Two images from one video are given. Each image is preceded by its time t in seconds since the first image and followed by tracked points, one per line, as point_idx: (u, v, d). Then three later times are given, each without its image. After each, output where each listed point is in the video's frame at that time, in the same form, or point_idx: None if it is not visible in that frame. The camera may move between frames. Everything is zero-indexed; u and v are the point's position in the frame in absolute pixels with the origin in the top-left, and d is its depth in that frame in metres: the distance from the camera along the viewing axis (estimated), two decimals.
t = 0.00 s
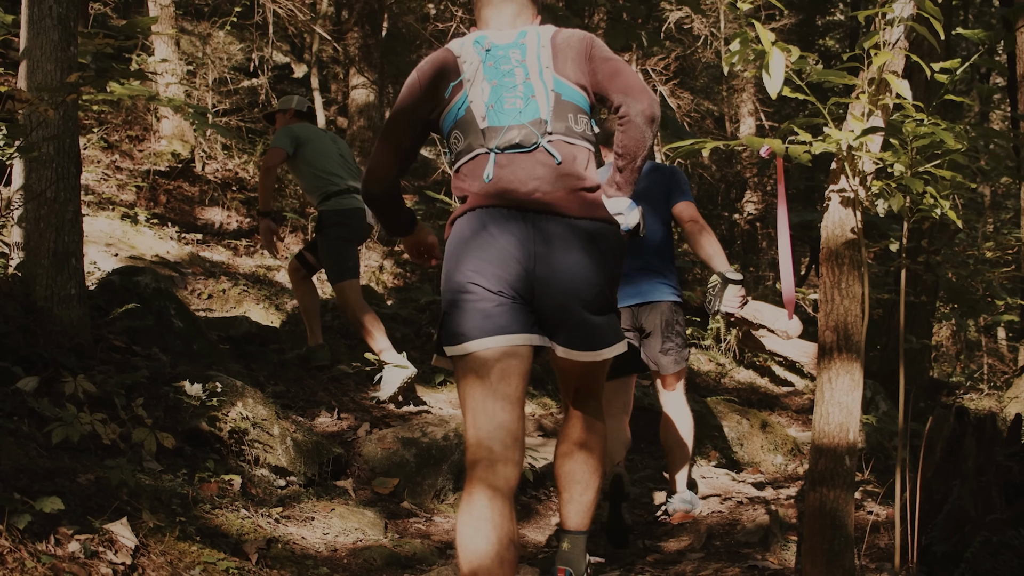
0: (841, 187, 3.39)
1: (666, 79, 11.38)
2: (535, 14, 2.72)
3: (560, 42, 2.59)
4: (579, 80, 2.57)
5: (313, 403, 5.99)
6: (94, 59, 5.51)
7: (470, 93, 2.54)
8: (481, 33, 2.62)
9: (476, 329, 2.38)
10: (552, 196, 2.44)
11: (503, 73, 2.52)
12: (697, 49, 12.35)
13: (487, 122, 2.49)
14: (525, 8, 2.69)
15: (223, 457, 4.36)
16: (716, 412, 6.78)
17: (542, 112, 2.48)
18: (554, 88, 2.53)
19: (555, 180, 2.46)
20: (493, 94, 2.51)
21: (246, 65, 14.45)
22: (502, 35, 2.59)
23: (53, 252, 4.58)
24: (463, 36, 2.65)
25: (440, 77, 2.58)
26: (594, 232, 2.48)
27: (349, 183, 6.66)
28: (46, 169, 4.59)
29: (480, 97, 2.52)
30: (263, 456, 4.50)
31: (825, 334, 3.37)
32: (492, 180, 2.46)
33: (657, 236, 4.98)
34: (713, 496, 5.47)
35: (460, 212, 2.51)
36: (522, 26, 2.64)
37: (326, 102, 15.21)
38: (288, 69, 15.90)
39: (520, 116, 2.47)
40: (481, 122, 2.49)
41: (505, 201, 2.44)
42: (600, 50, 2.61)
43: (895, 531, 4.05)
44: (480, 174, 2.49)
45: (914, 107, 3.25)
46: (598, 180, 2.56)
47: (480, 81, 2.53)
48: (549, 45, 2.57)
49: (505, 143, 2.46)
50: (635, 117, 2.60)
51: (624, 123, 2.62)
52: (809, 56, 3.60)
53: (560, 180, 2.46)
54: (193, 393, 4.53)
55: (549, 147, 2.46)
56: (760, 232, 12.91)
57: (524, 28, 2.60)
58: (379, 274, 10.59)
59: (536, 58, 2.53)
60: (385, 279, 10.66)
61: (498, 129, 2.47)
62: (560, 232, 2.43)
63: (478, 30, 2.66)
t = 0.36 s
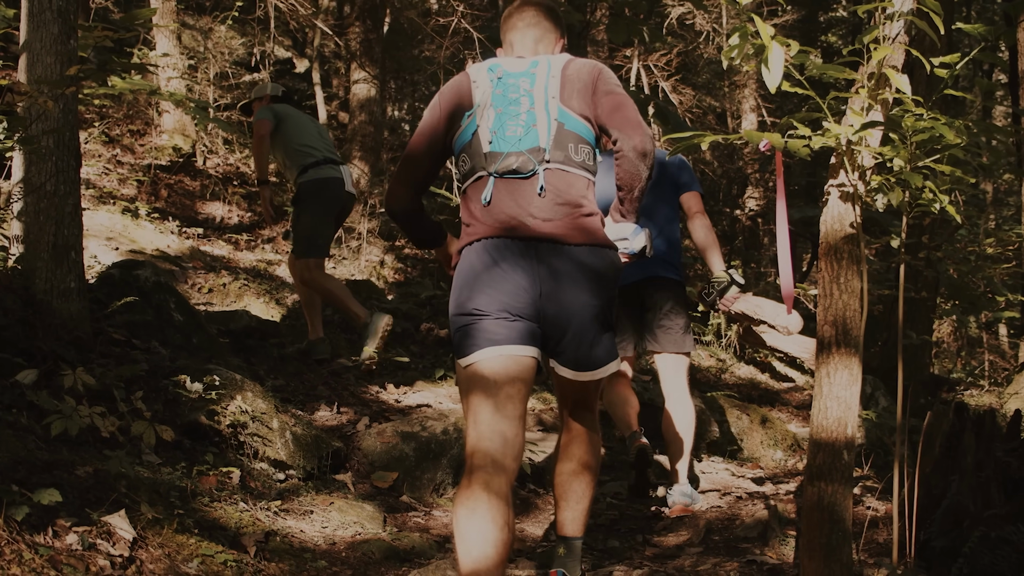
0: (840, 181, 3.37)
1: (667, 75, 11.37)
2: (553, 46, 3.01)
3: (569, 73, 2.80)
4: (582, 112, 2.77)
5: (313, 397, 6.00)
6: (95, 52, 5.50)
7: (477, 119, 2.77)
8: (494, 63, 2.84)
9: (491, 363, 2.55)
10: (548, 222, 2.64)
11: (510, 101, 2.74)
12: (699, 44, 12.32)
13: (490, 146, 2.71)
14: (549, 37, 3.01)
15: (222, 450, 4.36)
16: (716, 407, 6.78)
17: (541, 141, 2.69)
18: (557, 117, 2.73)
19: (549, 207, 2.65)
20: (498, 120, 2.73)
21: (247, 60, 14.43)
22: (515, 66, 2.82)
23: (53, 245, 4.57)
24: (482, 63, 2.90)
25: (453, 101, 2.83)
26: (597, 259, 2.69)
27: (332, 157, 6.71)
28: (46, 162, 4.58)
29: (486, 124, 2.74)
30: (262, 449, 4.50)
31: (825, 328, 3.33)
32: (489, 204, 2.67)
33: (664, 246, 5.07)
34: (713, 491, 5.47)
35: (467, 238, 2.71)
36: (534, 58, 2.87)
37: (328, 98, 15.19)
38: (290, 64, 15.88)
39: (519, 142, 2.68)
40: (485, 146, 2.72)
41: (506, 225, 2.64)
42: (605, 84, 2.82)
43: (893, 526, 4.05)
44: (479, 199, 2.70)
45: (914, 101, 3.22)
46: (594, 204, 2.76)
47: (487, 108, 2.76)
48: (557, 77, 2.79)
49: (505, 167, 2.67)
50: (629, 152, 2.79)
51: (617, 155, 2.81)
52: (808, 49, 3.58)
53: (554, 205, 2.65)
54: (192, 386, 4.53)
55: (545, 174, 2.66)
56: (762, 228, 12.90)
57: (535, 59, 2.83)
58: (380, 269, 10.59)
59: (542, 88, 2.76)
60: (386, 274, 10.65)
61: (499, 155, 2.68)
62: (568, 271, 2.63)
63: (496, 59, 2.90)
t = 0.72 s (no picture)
0: (839, 172, 3.35)
1: (669, 67, 11.34)
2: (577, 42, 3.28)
3: (584, 67, 3.05)
4: (591, 104, 3.02)
5: (312, 387, 6.00)
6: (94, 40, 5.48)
7: (494, 106, 3.07)
8: (517, 56, 3.12)
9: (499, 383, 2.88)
10: (552, 204, 2.91)
11: (524, 92, 3.02)
12: (701, 36, 12.28)
13: (502, 132, 3.00)
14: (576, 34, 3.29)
15: (220, 439, 4.36)
16: (715, 398, 6.78)
17: (548, 129, 2.95)
18: (568, 108, 2.99)
19: (552, 190, 2.92)
20: (511, 108, 3.01)
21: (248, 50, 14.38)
22: (536, 58, 3.10)
23: (52, 234, 4.56)
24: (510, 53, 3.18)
25: (474, 90, 3.14)
26: (600, 255, 2.92)
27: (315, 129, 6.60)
28: (45, 151, 4.57)
29: (500, 111, 3.03)
30: (261, 438, 4.50)
31: (823, 319, 3.28)
32: (498, 188, 2.98)
33: (661, 247, 5.08)
34: (710, 482, 5.47)
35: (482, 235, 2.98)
36: (555, 52, 3.13)
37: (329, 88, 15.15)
38: (291, 55, 15.83)
39: (527, 129, 2.96)
40: (496, 132, 3.01)
41: (514, 207, 2.93)
42: (619, 79, 3.05)
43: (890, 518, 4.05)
44: (490, 181, 3.01)
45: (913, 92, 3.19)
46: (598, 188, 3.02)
47: (503, 97, 3.05)
48: (573, 70, 3.04)
49: (512, 152, 2.96)
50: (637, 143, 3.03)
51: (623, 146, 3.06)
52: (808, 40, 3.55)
53: (556, 189, 2.93)
54: (189, 374, 4.53)
55: (549, 160, 2.93)
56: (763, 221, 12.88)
57: (554, 54, 3.09)
58: (380, 259, 10.57)
59: (556, 80, 3.02)
60: (386, 265, 10.64)
61: (509, 140, 2.98)
62: (569, 285, 2.90)
63: (523, 51, 3.18)
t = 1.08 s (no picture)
0: (839, 163, 3.30)
1: (672, 58, 11.31)
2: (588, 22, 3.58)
3: (595, 46, 3.40)
4: (602, 81, 3.36)
5: (314, 378, 6.01)
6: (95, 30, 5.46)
7: (512, 83, 3.42)
8: (534, 34, 3.47)
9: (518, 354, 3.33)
10: (563, 172, 3.26)
11: (541, 70, 3.38)
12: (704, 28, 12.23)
13: (518, 107, 3.35)
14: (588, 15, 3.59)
15: (220, 430, 4.37)
16: (716, 390, 6.77)
17: (562, 105, 3.30)
18: (581, 84, 3.33)
19: (563, 159, 3.28)
20: (528, 85, 3.36)
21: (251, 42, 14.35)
22: (552, 37, 3.44)
23: (53, 224, 4.55)
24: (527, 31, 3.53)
25: (492, 64, 3.53)
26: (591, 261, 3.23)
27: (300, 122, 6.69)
28: (46, 140, 4.56)
29: (516, 88, 3.38)
30: (262, 428, 4.51)
31: (822, 309, 3.21)
32: (516, 157, 3.32)
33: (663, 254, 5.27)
34: (711, 473, 5.46)
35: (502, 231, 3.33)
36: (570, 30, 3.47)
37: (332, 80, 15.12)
38: (294, 47, 15.80)
39: (542, 105, 3.31)
40: (514, 108, 3.36)
41: (528, 176, 3.30)
42: (633, 58, 3.39)
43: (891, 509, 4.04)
44: (508, 149, 3.35)
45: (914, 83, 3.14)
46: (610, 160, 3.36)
47: (520, 74, 3.40)
48: (585, 49, 3.39)
49: (530, 126, 3.31)
50: (652, 118, 3.35)
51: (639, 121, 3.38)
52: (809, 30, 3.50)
53: (569, 158, 3.28)
54: (190, 364, 4.53)
55: (563, 133, 3.28)
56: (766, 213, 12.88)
57: (568, 33, 3.43)
58: (383, 251, 10.57)
59: (569, 59, 3.36)
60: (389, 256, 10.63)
61: (526, 115, 3.33)
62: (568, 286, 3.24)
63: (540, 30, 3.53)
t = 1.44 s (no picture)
0: (841, 157, 3.27)
1: (676, 54, 11.29)
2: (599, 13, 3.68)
3: (609, 35, 3.48)
4: (618, 71, 3.46)
5: (316, 372, 6.01)
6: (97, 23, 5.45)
7: (530, 73, 3.52)
8: (549, 23, 3.57)
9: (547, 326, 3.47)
10: (578, 160, 3.34)
11: (558, 60, 3.47)
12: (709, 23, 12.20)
13: (539, 98, 3.45)
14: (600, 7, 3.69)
15: (222, 423, 4.37)
16: (719, 385, 6.76)
17: (581, 96, 3.39)
18: (597, 75, 3.43)
19: (581, 147, 3.37)
20: (547, 75, 3.46)
21: (255, 37, 14.34)
22: (568, 27, 3.52)
23: (55, 217, 4.55)
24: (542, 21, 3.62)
25: (510, 50, 3.63)
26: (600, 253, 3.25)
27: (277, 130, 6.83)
28: (49, 134, 4.55)
29: (536, 79, 3.48)
30: (263, 423, 4.51)
31: (823, 304, 3.20)
32: (536, 146, 3.43)
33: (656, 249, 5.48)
34: (713, 469, 5.45)
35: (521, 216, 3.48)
36: (585, 20, 3.55)
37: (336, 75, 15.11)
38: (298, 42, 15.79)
39: (562, 95, 3.41)
40: (533, 98, 3.47)
41: (543, 162, 3.40)
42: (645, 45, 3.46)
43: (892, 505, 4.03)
44: (526, 137, 3.47)
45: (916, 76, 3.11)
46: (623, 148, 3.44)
47: (539, 64, 3.51)
48: (600, 40, 3.47)
49: (549, 117, 3.41)
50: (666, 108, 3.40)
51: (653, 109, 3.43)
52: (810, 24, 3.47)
53: (585, 146, 3.37)
54: (191, 358, 4.53)
55: (582, 123, 3.37)
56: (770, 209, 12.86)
57: (584, 23, 3.52)
58: (386, 246, 10.57)
59: (586, 50, 3.45)
60: (392, 251, 10.63)
61: (546, 106, 3.43)
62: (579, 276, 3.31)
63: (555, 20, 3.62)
